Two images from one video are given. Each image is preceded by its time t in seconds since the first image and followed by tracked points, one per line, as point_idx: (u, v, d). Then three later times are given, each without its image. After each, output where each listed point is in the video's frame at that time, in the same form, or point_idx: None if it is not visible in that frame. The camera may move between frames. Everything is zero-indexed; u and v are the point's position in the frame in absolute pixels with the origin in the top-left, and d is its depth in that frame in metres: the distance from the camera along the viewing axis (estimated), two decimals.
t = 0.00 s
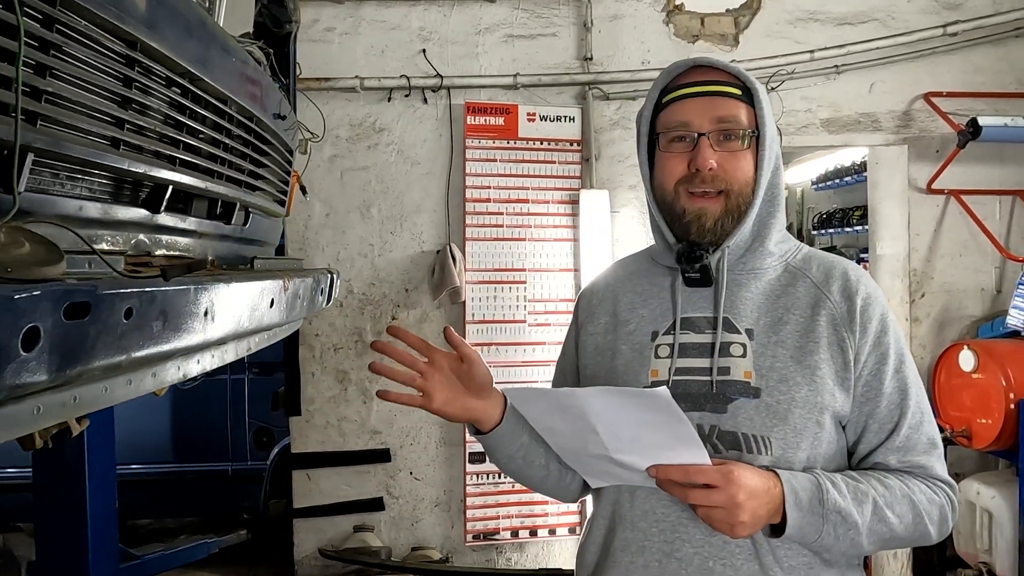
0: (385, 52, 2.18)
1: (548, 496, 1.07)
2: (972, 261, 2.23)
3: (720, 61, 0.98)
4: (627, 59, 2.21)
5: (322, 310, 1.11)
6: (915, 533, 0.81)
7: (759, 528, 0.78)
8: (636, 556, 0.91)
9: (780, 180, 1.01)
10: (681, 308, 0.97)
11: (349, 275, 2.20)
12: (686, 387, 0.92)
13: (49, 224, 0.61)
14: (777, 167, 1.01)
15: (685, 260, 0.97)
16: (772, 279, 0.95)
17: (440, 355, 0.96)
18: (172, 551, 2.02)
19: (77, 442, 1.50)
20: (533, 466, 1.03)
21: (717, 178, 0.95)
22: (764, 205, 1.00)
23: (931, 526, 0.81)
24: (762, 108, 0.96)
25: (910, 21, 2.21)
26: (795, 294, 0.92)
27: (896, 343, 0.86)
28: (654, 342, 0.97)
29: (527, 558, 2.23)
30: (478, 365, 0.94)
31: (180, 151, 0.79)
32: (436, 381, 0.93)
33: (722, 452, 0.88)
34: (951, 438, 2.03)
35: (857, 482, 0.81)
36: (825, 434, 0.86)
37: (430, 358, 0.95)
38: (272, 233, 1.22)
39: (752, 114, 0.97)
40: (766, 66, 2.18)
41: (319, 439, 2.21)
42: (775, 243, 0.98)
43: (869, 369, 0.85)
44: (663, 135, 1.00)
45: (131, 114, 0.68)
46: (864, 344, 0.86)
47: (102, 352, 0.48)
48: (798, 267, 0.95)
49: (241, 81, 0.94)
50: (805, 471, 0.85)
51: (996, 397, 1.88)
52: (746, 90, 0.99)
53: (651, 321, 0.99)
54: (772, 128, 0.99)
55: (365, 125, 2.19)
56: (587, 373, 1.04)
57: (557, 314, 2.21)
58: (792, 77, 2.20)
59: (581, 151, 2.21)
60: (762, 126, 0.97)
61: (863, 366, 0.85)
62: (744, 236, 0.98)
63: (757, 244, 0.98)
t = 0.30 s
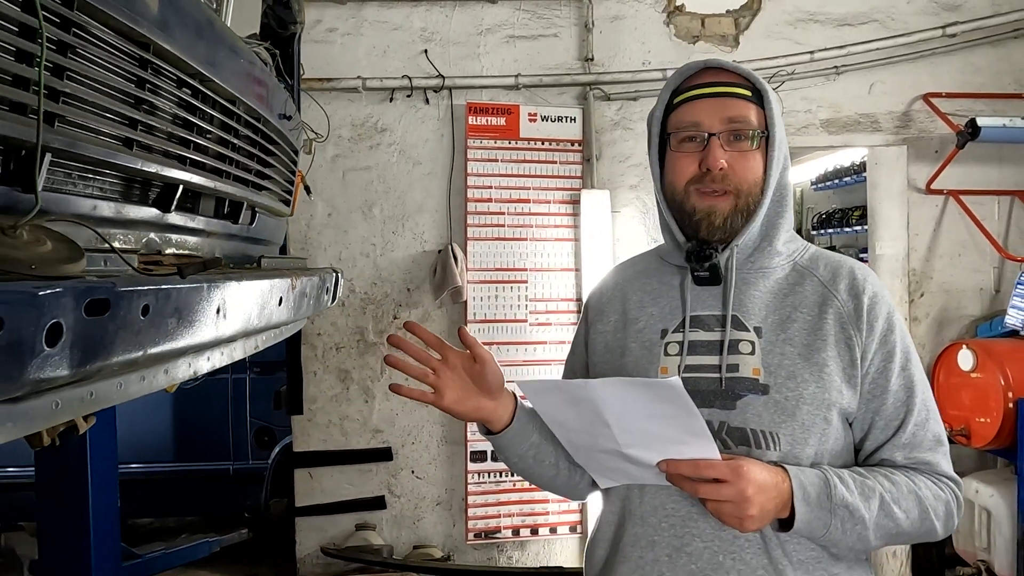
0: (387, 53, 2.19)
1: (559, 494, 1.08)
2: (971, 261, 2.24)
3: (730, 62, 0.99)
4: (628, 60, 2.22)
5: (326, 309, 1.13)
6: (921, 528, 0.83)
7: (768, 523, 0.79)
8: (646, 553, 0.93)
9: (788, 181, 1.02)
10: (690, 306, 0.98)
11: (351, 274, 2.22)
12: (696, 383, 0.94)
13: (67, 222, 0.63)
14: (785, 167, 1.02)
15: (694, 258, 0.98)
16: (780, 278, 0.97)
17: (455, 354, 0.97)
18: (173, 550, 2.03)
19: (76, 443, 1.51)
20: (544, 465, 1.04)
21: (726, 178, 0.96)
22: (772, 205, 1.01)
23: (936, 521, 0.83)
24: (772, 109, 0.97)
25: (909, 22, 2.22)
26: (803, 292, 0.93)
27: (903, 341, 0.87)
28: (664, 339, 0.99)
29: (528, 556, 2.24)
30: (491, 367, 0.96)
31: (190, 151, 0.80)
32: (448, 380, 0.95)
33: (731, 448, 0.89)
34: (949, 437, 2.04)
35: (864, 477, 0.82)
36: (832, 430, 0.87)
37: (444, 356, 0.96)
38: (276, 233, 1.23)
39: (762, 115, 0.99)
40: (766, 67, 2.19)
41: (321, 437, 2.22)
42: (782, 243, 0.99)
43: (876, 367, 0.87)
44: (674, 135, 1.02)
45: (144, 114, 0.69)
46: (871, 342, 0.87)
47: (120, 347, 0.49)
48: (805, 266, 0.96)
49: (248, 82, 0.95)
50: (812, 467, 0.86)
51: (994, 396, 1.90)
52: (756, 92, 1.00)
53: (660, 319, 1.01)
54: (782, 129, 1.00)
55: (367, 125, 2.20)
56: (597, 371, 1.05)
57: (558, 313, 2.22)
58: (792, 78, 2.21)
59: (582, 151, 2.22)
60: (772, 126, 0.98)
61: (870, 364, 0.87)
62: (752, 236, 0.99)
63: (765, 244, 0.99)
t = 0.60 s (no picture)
0: (388, 52, 2.19)
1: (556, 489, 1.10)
2: (972, 261, 2.24)
3: (749, 61, 1.00)
4: (628, 60, 2.23)
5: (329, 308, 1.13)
6: (929, 531, 0.83)
7: (778, 536, 0.80)
8: (655, 549, 0.93)
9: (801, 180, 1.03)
10: (702, 303, 0.98)
11: (353, 274, 2.22)
12: (707, 380, 0.94)
13: (75, 220, 0.63)
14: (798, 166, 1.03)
15: (706, 255, 0.99)
16: (791, 276, 0.97)
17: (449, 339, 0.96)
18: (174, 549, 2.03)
19: (77, 442, 1.51)
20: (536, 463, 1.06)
21: (741, 174, 0.97)
22: (784, 204, 1.02)
23: (944, 523, 0.83)
24: (788, 108, 0.98)
25: (910, 22, 2.23)
26: (813, 291, 0.93)
27: (912, 340, 0.88)
28: (674, 336, 0.99)
29: (529, 555, 2.24)
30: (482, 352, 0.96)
31: (195, 150, 0.80)
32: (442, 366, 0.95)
33: (741, 444, 0.89)
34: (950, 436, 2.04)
35: (873, 486, 0.83)
36: (842, 428, 0.87)
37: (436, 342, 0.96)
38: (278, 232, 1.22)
39: (778, 113, 0.99)
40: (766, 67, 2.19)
41: (323, 437, 2.22)
42: (793, 242, 0.99)
43: (885, 365, 0.87)
44: (691, 130, 1.02)
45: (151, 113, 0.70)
46: (880, 340, 0.87)
47: (129, 344, 0.49)
48: (815, 265, 0.96)
49: (252, 80, 0.96)
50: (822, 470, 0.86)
51: (994, 395, 1.90)
52: (773, 91, 1.01)
53: (671, 316, 1.00)
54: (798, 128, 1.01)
55: (368, 124, 2.20)
56: (606, 368, 1.04)
57: (559, 313, 2.22)
58: (792, 78, 2.21)
59: (583, 151, 2.22)
60: (788, 125, 0.99)
61: (879, 362, 0.87)
62: (764, 234, 1.00)
63: (777, 242, 0.99)
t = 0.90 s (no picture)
0: (389, 52, 2.19)
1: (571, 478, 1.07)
2: (972, 260, 2.24)
3: (768, 64, 0.99)
4: (630, 59, 2.22)
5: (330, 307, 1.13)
6: (929, 533, 0.83)
7: (778, 537, 0.79)
8: (658, 546, 0.93)
9: (813, 185, 1.03)
10: (709, 303, 0.98)
11: (354, 273, 2.22)
12: (713, 380, 0.93)
13: (76, 220, 0.63)
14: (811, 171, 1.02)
15: (716, 259, 0.99)
16: (798, 279, 0.97)
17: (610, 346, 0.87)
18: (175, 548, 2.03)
19: (77, 442, 1.51)
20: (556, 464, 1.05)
21: (756, 179, 0.96)
22: (795, 208, 1.01)
23: (944, 526, 0.83)
24: (806, 115, 0.98)
25: (911, 21, 2.22)
26: (819, 293, 0.93)
27: (918, 344, 0.88)
28: (682, 335, 0.98)
29: (530, 555, 2.24)
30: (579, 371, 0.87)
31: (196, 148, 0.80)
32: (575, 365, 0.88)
33: (745, 445, 0.89)
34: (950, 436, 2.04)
35: (873, 487, 0.82)
36: (845, 430, 0.87)
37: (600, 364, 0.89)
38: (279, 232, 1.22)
39: (795, 119, 0.99)
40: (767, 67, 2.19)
41: (323, 436, 2.22)
42: (802, 246, 0.99)
43: (889, 367, 0.87)
44: (707, 132, 1.01)
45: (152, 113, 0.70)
46: (885, 344, 0.87)
47: (130, 345, 0.49)
48: (822, 267, 0.96)
49: (252, 80, 0.95)
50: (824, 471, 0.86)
51: (995, 395, 1.90)
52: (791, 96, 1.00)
53: (680, 316, 1.00)
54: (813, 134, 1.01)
55: (368, 124, 2.20)
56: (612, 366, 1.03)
57: (560, 312, 2.22)
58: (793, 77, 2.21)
59: (584, 150, 2.22)
60: (805, 131, 0.99)
61: (883, 365, 0.87)
62: (774, 238, 0.99)
63: (786, 246, 0.99)
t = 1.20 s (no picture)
0: (388, 52, 2.19)
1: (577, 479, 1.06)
2: (973, 260, 2.24)
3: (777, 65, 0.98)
4: (630, 59, 2.22)
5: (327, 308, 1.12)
6: (926, 533, 0.83)
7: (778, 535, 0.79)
8: (658, 547, 0.92)
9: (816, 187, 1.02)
10: (710, 304, 0.98)
11: (353, 273, 2.22)
12: (713, 382, 0.93)
13: (68, 222, 0.63)
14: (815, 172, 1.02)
15: (719, 260, 0.98)
16: (799, 281, 0.96)
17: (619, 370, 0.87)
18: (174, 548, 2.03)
19: (76, 444, 1.51)
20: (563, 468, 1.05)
21: (763, 183, 0.96)
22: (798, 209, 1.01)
23: (941, 526, 0.83)
24: (814, 119, 0.97)
25: (912, 21, 2.22)
26: (820, 295, 0.93)
27: (918, 346, 0.88)
28: (682, 337, 0.98)
29: (529, 556, 2.24)
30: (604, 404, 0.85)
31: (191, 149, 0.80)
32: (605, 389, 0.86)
33: (745, 447, 0.89)
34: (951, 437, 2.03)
35: (873, 486, 0.82)
36: (846, 432, 0.87)
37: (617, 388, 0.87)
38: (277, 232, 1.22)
39: (802, 121, 0.98)
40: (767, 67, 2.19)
41: (322, 436, 2.22)
42: (803, 247, 0.99)
43: (890, 370, 0.87)
44: (713, 134, 1.00)
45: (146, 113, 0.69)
46: (885, 346, 0.87)
47: (122, 346, 0.49)
48: (823, 269, 0.96)
49: (249, 80, 0.95)
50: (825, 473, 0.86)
51: (995, 396, 1.89)
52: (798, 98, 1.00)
53: (680, 316, 1.00)
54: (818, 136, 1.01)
55: (368, 124, 2.20)
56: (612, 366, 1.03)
57: (560, 313, 2.21)
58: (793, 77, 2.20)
59: (584, 150, 2.22)
60: (812, 134, 0.98)
61: (883, 367, 0.87)
62: (777, 240, 0.99)
63: (788, 248, 0.98)
